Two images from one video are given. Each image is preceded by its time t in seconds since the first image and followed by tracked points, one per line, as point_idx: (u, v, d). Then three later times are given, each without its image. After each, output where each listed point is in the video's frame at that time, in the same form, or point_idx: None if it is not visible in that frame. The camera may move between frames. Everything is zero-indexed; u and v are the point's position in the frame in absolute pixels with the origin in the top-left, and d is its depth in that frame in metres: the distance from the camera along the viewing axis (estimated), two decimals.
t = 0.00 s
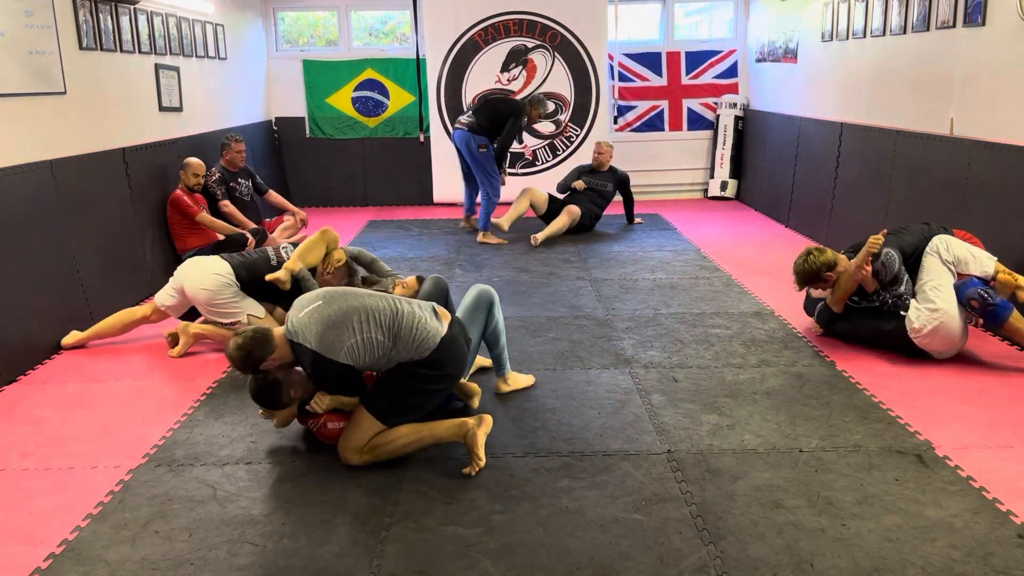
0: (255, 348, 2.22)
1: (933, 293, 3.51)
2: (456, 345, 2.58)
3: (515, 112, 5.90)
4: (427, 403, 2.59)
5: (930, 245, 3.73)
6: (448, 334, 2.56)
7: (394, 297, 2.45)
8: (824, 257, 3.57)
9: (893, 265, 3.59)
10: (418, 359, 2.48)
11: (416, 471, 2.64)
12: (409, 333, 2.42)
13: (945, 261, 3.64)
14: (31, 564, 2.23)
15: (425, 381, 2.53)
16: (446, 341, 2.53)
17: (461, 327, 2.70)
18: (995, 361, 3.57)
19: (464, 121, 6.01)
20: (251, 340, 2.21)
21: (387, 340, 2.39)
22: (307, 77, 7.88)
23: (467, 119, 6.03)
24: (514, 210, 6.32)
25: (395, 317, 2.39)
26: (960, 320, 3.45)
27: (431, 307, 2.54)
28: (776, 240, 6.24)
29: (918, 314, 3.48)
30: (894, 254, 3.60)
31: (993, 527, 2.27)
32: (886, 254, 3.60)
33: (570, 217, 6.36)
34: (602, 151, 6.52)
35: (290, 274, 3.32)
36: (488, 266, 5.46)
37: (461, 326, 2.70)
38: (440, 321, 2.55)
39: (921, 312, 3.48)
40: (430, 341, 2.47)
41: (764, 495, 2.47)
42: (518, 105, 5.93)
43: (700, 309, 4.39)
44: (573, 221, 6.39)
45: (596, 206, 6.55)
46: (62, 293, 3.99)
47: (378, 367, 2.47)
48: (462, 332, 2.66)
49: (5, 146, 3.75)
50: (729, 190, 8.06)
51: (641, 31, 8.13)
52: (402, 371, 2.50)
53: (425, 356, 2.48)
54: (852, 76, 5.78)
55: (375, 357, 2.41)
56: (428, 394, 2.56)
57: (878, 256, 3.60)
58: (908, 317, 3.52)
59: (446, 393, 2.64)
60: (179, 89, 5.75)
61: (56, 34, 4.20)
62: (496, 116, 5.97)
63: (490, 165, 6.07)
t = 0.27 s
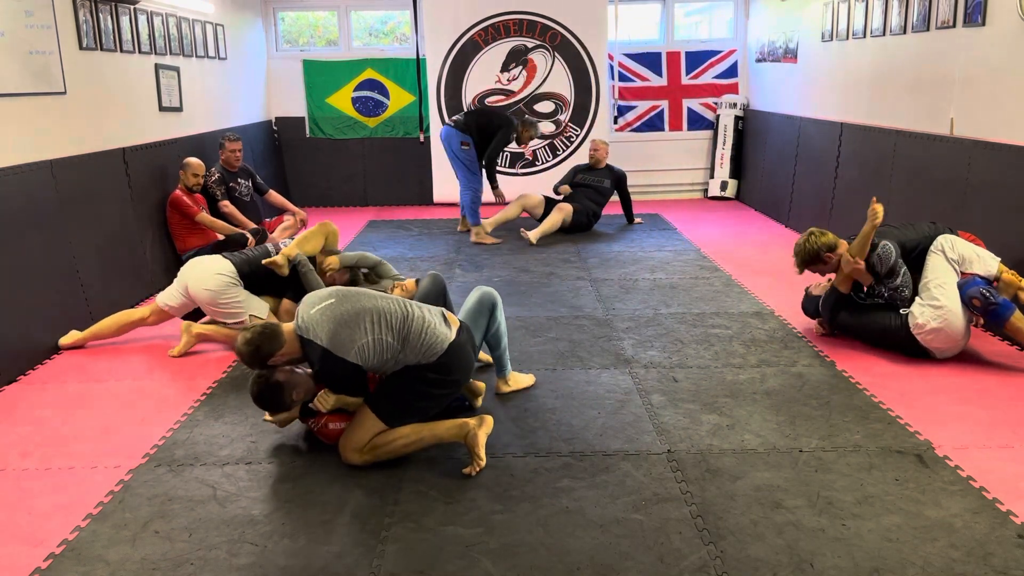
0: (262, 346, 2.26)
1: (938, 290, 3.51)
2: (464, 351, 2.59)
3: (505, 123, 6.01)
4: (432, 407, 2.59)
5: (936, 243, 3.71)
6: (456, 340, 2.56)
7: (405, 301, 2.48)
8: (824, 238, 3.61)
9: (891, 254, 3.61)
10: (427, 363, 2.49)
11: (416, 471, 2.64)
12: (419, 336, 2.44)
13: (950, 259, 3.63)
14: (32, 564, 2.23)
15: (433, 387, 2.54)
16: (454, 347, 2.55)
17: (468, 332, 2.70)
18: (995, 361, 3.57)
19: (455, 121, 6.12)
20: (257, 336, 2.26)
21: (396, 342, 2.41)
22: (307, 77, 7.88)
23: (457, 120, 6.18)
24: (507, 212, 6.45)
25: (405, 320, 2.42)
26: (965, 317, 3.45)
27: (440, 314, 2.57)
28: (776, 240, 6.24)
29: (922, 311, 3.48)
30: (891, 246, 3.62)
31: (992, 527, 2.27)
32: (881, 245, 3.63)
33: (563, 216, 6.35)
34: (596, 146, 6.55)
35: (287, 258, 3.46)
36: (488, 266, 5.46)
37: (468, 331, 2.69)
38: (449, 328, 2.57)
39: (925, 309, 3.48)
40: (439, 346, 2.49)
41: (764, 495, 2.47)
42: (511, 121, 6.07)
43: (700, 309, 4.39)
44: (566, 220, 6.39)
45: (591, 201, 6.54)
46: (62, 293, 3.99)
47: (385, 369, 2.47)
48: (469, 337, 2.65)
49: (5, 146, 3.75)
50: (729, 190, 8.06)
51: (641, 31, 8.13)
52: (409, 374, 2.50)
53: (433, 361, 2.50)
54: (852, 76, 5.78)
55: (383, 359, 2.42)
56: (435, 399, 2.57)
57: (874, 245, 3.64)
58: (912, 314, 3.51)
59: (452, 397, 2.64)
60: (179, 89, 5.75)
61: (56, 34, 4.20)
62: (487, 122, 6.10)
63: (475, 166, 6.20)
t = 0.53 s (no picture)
0: (268, 338, 2.19)
1: (938, 287, 3.51)
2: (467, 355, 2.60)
3: (496, 128, 6.03)
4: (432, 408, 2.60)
5: (940, 241, 3.69)
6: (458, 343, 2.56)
7: (411, 301, 2.48)
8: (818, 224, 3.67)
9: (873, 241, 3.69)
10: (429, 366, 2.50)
11: (415, 471, 2.64)
12: (424, 337, 2.45)
13: (952, 257, 3.62)
14: (32, 564, 2.23)
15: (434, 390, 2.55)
16: (457, 349, 2.55)
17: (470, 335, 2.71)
18: (995, 361, 3.57)
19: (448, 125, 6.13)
20: (263, 324, 2.18)
21: (400, 342, 2.41)
22: (307, 77, 7.88)
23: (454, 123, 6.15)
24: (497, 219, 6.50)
25: (411, 319, 2.42)
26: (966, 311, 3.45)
27: (445, 317, 2.57)
28: (776, 240, 6.24)
29: (922, 306, 3.51)
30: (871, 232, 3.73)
31: (993, 527, 2.27)
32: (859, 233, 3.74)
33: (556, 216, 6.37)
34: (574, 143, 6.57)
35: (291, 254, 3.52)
36: (488, 266, 5.46)
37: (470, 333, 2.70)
38: (453, 330, 2.58)
39: (925, 305, 3.50)
40: (442, 348, 2.50)
41: (763, 495, 2.47)
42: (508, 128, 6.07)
43: (700, 309, 4.39)
44: (560, 220, 6.42)
45: (584, 198, 6.55)
46: (61, 293, 3.99)
47: (386, 367, 2.47)
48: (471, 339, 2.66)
49: (5, 146, 3.75)
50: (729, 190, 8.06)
51: (641, 31, 8.13)
52: (411, 374, 2.51)
53: (434, 363, 2.51)
54: (852, 76, 5.78)
55: (385, 357, 2.42)
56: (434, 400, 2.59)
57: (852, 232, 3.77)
58: (914, 308, 3.55)
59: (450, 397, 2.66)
60: (179, 89, 5.75)
61: (56, 34, 4.20)
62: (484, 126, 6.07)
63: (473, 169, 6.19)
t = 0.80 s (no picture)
0: (268, 328, 2.25)
1: (936, 284, 3.53)
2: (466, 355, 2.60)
3: (490, 128, 6.07)
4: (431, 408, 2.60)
5: (942, 241, 3.70)
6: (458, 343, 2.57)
7: (411, 298, 2.50)
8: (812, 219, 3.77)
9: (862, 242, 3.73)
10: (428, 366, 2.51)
11: (415, 471, 2.64)
12: (422, 335, 2.46)
13: (953, 256, 3.62)
14: (32, 564, 2.23)
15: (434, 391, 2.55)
16: (456, 348, 2.56)
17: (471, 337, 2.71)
18: (995, 361, 3.57)
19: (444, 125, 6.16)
20: (264, 314, 2.25)
21: (398, 338, 2.42)
22: (307, 77, 7.88)
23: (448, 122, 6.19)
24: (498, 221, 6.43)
25: (409, 316, 2.44)
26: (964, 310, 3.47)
27: (445, 316, 2.58)
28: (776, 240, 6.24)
29: (918, 304, 3.52)
30: (862, 232, 3.74)
31: (992, 527, 2.27)
32: (850, 231, 3.78)
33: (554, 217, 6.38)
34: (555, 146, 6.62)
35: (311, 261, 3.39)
36: (488, 266, 5.46)
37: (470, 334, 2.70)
38: (453, 330, 2.58)
39: (922, 302, 3.51)
40: (440, 347, 2.50)
41: (763, 495, 2.47)
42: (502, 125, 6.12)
43: (700, 309, 4.39)
44: (558, 221, 6.43)
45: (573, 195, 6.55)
46: (61, 293, 3.99)
47: (384, 364, 2.48)
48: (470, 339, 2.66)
49: (5, 146, 3.75)
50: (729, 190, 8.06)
51: (641, 31, 8.13)
52: (409, 373, 2.51)
53: (433, 362, 2.51)
54: (852, 76, 5.78)
55: (382, 353, 2.43)
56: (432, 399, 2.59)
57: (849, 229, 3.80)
58: (908, 306, 3.55)
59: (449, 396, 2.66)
60: (179, 89, 5.75)
61: (56, 34, 4.20)
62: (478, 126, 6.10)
63: (467, 168, 6.18)
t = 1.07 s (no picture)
0: (269, 329, 2.25)
1: (931, 284, 3.50)
2: (466, 336, 2.54)
3: (486, 128, 6.09)
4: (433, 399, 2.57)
5: (940, 242, 3.69)
6: (456, 324, 2.51)
7: (404, 281, 2.47)
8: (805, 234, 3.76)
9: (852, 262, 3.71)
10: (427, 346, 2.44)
11: (415, 471, 2.64)
12: (417, 316, 2.41)
13: (951, 257, 3.62)
14: (31, 563, 2.23)
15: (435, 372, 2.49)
16: (455, 328, 2.50)
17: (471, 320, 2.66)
18: (995, 360, 3.57)
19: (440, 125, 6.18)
20: (265, 315, 2.25)
21: (392, 321, 2.38)
22: (307, 77, 7.88)
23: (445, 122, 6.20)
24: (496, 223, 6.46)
25: (403, 298, 2.39)
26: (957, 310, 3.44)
27: (442, 298, 2.53)
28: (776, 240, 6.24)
29: (909, 301, 3.51)
30: (850, 257, 3.71)
31: (992, 527, 2.27)
32: (840, 253, 3.75)
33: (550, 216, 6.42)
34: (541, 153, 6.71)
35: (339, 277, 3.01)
36: (488, 266, 5.46)
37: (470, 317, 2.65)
38: (451, 312, 2.53)
39: (914, 301, 3.49)
40: (437, 327, 2.45)
41: (763, 495, 2.47)
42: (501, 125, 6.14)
43: (700, 309, 4.39)
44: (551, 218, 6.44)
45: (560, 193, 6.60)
46: (61, 293, 3.99)
47: (385, 350, 2.45)
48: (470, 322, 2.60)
49: (5, 146, 3.75)
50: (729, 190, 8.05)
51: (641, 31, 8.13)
52: (409, 357, 2.46)
53: (432, 343, 2.45)
54: (852, 77, 5.78)
55: (380, 338, 2.39)
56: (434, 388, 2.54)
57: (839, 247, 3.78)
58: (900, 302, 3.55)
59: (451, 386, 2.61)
60: (179, 89, 5.75)
61: (56, 35, 4.20)
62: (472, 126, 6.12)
63: (462, 168, 6.15)
